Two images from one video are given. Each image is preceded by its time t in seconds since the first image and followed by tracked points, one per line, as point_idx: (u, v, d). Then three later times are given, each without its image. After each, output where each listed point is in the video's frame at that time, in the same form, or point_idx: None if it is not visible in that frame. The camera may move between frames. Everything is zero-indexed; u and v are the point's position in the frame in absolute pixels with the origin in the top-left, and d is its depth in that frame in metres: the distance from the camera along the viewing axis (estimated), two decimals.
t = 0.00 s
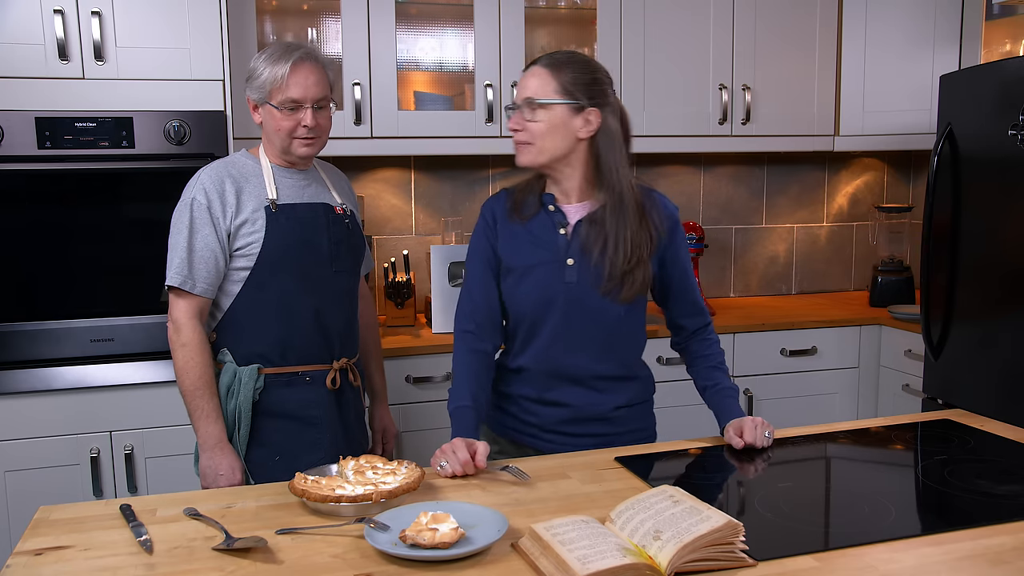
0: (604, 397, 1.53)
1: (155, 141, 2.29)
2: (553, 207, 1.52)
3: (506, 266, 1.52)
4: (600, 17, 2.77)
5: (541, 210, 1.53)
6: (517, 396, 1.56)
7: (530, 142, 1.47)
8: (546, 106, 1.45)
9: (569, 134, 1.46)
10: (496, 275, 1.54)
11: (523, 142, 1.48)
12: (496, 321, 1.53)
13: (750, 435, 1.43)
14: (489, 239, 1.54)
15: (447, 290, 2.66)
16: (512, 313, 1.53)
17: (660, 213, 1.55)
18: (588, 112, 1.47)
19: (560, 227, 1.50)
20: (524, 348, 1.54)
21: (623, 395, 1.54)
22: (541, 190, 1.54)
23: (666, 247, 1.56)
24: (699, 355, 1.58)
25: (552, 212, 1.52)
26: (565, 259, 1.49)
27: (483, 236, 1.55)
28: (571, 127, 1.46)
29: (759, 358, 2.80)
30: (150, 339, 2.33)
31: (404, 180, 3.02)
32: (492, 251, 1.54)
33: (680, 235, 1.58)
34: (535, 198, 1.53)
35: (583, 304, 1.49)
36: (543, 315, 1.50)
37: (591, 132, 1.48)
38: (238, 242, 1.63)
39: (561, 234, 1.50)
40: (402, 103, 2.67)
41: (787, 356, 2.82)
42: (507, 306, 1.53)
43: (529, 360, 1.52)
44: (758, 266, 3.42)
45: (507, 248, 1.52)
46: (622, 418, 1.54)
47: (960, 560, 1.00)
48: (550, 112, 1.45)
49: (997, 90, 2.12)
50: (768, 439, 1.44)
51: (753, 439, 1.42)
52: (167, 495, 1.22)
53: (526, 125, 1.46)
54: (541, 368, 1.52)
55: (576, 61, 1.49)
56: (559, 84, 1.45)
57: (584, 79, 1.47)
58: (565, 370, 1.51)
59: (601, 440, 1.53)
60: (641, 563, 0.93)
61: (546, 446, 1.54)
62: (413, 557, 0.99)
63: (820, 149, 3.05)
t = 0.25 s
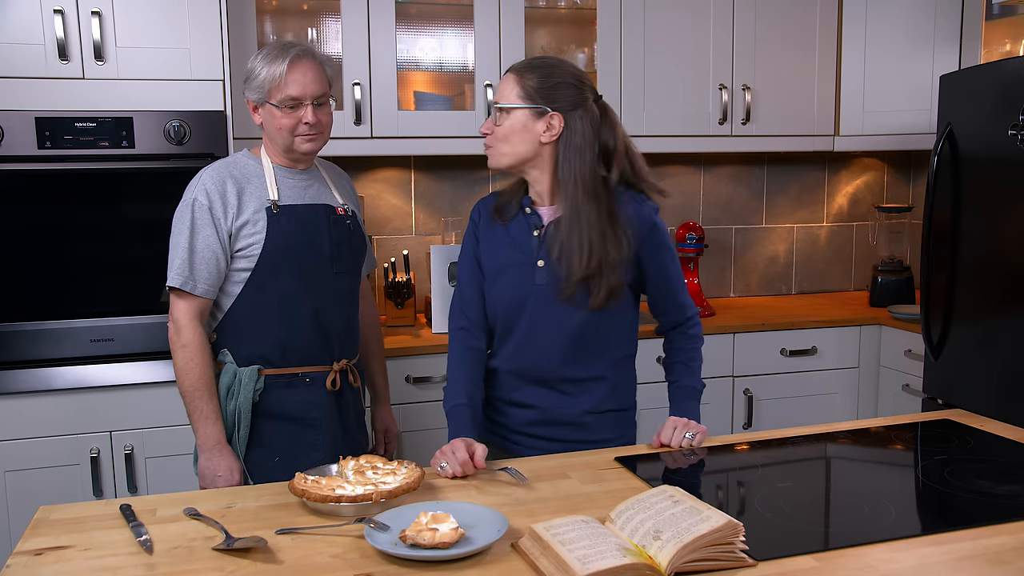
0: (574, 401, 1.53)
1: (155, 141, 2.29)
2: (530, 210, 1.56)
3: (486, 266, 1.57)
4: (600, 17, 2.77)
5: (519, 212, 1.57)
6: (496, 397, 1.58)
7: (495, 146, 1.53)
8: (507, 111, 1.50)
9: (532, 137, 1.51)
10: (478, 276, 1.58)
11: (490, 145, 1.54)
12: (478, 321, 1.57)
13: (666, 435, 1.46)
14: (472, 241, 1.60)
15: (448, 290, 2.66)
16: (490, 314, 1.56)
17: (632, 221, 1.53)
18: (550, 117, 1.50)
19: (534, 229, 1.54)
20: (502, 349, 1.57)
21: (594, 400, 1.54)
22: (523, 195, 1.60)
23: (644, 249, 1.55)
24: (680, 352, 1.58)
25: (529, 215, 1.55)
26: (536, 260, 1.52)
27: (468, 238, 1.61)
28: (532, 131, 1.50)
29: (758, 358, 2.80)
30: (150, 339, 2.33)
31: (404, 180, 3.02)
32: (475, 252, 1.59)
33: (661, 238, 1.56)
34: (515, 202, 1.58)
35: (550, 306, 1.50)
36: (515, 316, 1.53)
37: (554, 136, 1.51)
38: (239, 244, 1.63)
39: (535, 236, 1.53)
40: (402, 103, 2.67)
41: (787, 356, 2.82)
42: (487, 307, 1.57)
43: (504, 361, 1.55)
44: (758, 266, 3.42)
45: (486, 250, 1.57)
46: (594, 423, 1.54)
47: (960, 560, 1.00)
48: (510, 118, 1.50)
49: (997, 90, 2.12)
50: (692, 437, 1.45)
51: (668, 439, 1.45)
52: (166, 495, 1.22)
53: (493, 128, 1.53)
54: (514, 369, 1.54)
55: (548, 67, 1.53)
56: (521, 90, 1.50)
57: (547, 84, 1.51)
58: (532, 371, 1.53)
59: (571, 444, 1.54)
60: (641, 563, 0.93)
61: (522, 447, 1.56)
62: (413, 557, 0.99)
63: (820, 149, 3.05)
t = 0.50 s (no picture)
0: (559, 407, 1.53)
1: (155, 141, 2.29)
2: (518, 218, 1.57)
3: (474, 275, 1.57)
4: (600, 17, 2.77)
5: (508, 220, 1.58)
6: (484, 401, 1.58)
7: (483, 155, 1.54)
8: (494, 121, 1.51)
9: (519, 147, 1.51)
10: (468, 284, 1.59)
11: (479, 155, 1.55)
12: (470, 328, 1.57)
13: (666, 435, 1.46)
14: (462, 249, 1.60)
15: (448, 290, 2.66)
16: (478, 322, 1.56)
17: (611, 229, 1.53)
18: (537, 127, 1.51)
19: (522, 237, 1.55)
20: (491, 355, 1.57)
21: (578, 406, 1.54)
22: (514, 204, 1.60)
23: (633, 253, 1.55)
24: (678, 351, 1.58)
25: (517, 223, 1.56)
26: (523, 268, 1.52)
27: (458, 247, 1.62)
28: (520, 142, 1.51)
29: (758, 358, 2.80)
30: (150, 339, 2.33)
31: (404, 180, 3.02)
32: (464, 261, 1.60)
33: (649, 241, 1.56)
34: (505, 210, 1.59)
35: (534, 314, 1.51)
36: (502, 323, 1.53)
37: (541, 146, 1.52)
38: (240, 245, 1.63)
39: (522, 244, 1.54)
40: (402, 103, 2.67)
41: (787, 356, 2.82)
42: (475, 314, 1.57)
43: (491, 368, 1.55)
44: (758, 266, 3.42)
45: (475, 257, 1.57)
46: (577, 431, 1.54)
47: (960, 560, 1.00)
48: (497, 127, 1.51)
49: (997, 90, 2.12)
50: (692, 437, 1.45)
51: (669, 439, 1.46)
52: (166, 495, 1.22)
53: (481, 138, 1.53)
54: (501, 376, 1.54)
55: (535, 77, 1.53)
56: (508, 100, 1.50)
57: (534, 94, 1.51)
58: (516, 378, 1.53)
59: (554, 450, 1.54)
60: (641, 563, 0.93)
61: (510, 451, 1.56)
62: (413, 557, 0.99)
63: (820, 149, 3.05)
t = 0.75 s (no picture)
0: (553, 408, 1.53)
1: (155, 141, 2.29)
2: (516, 220, 1.56)
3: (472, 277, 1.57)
4: (600, 17, 2.77)
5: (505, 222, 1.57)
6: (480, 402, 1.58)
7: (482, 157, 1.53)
8: (493, 121, 1.50)
9: (518, 148, 1.51)
10: (466, 286, 1.58)
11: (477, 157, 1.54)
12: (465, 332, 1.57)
13: (673, 434, 1.46)
14: (459, 251, 1.60)
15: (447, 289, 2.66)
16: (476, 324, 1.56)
17: (610, 231, 1.54)
18: (536, 128, 1.51)
19: (520, 239, 1.54)
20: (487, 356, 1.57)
21: (570, 408, 1.53)
22: (509, 207, 1.59)
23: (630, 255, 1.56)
24: (667, 354, 1.59)
25: (515, 225, 1.56)
26: (522, 269, 1.52)
27: (453, 247, 1.61)
28: (518, 142, 1.51)
29: (758, 358, 2.80)
30: (150, 339, 2.33)
31: (404, 180, 3.02)
32: (461, 263, 1.59)
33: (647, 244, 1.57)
34: (501, 211, 1.58)
35: (534, 316, 1.51)
36: (501, 325, 1.53)
37: (540, 146, 1.52)
38: (241, 245, 1.63)
39: (521, 246, 1.54)
40: (402, 103, 2.67)
41: (787, 356, 2.82)
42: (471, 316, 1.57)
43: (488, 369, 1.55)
44: (758, 266, 3.42)
45: (472, 259, 1.57)
46: (570, 433, 1.54)
47: (960, 560, 1.00)
48: (496, 128, 1.50)
49: (997, 90, 2.12)
50: (698, 437, 1.45)
51: (677, 439, 1.45)
52: (166, 495, 1.22)
53: (479, 140, 1.53)
54: (497, 378, 1.54)
55: (530, 79, 1.54)
56: (507, 100, 1.51)
57: (532, 94, 1.52)
58: (510, 381, 1.53)
59: (546, 451, 1.54)
60: (641, 563, 0.93)
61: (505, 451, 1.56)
62: (413, 557, 0.99)
63: (820, 149, 3.05)
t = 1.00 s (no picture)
0: (550, 410, 1.53)
1: (155, 141, 2.29)
2: (516, 222, 1.56)
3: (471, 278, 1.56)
4: (600, 17, 2.77)
5: (505, 223, 1.57)
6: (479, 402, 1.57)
7: (484, 160, 1.53)
8: (496, 124, 1.50)
9: (521, 151, 1.51)
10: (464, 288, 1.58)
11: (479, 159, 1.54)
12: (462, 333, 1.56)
13: (680, 433, 1.45)
14: (457, 253, 1.59)
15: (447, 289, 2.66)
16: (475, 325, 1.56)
17: (612, 234, 1.55)
18: (539, 130, 1.51)
19: (521, 241, 1.54)
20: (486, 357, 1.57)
21: (568, 409, 1.54)
22: (508, 208, 1.59)
23: (631, 258, 1.57)
24: (660, 358, 1.60)
25: (515, 227, 1.56)
26: (524, 271, 1.52)
27: (451, 249, 1.60)
28: (521, 145, 1.51)
29: (758, 358, 2.80)
30: (150, 339, 2.33)
31: (404, 180, 3.02)
32: (460, 265, 1.58)
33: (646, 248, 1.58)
34: (500, 213, 1.58)
35: (534, 318, 1.51)
36: (501, 327, 1.53)
37: (543, 149, 1.52)
38: (243, 245, 1.63)
39: (522, 248, 1.54)
40: (402, 102, 2.67)
41: (787, 356, 2.82)
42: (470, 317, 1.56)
43: (487, 370, 1.55)
44: (758, 266, 3.42)
45: (471, 260, 1.56)
46: (568, 434, 1.54)
47: (960, 560, 1.00)
48: (499, 131, 1.50)
49: (997, 90, 2.12)
50: (703, 437, 1.45)
51: (685, 439, 1.44)
52: (167, 495, 1.22)
53: (480, 142, 1.53)
54: (497, 379, 1.54)
55: (531, 80, 1.53)
56: (509, 103, 1.50)
57: (534, 97, 1.52)
58: (510, 383, 1.53)
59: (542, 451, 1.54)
60: (641, 563, 0.93)
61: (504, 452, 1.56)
62: (413, 557, 0.99)
63: (820, 149, 3.05)
